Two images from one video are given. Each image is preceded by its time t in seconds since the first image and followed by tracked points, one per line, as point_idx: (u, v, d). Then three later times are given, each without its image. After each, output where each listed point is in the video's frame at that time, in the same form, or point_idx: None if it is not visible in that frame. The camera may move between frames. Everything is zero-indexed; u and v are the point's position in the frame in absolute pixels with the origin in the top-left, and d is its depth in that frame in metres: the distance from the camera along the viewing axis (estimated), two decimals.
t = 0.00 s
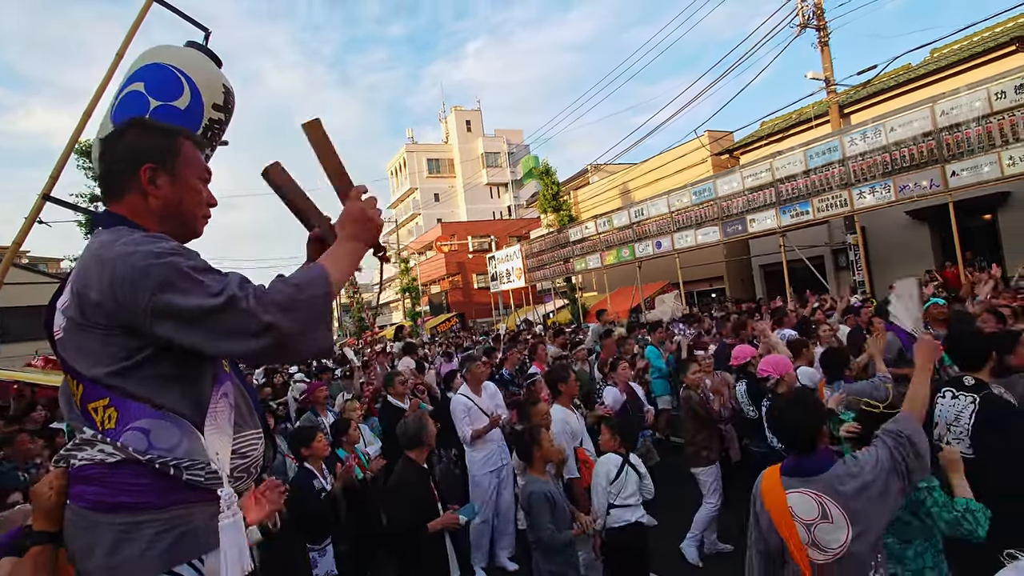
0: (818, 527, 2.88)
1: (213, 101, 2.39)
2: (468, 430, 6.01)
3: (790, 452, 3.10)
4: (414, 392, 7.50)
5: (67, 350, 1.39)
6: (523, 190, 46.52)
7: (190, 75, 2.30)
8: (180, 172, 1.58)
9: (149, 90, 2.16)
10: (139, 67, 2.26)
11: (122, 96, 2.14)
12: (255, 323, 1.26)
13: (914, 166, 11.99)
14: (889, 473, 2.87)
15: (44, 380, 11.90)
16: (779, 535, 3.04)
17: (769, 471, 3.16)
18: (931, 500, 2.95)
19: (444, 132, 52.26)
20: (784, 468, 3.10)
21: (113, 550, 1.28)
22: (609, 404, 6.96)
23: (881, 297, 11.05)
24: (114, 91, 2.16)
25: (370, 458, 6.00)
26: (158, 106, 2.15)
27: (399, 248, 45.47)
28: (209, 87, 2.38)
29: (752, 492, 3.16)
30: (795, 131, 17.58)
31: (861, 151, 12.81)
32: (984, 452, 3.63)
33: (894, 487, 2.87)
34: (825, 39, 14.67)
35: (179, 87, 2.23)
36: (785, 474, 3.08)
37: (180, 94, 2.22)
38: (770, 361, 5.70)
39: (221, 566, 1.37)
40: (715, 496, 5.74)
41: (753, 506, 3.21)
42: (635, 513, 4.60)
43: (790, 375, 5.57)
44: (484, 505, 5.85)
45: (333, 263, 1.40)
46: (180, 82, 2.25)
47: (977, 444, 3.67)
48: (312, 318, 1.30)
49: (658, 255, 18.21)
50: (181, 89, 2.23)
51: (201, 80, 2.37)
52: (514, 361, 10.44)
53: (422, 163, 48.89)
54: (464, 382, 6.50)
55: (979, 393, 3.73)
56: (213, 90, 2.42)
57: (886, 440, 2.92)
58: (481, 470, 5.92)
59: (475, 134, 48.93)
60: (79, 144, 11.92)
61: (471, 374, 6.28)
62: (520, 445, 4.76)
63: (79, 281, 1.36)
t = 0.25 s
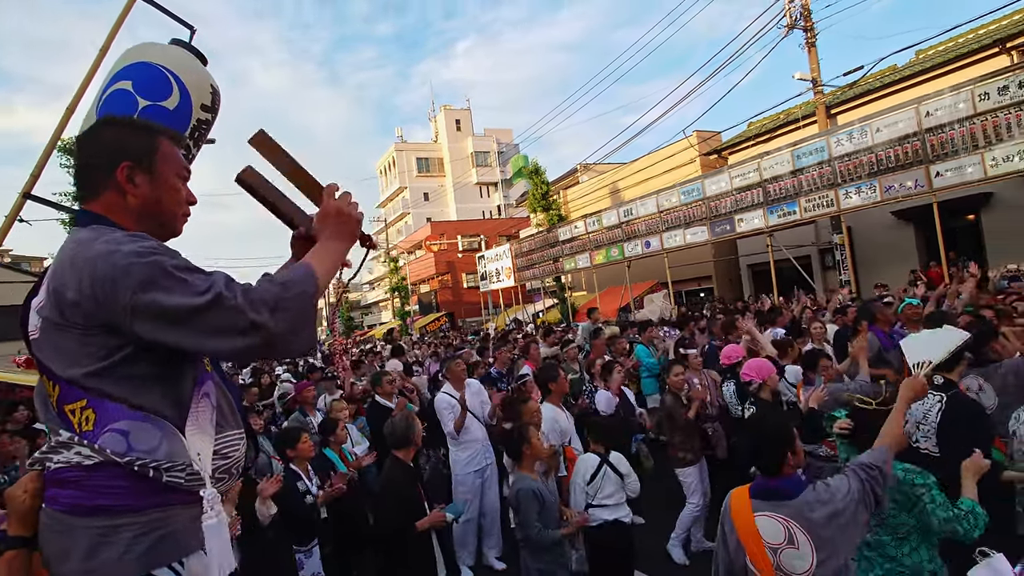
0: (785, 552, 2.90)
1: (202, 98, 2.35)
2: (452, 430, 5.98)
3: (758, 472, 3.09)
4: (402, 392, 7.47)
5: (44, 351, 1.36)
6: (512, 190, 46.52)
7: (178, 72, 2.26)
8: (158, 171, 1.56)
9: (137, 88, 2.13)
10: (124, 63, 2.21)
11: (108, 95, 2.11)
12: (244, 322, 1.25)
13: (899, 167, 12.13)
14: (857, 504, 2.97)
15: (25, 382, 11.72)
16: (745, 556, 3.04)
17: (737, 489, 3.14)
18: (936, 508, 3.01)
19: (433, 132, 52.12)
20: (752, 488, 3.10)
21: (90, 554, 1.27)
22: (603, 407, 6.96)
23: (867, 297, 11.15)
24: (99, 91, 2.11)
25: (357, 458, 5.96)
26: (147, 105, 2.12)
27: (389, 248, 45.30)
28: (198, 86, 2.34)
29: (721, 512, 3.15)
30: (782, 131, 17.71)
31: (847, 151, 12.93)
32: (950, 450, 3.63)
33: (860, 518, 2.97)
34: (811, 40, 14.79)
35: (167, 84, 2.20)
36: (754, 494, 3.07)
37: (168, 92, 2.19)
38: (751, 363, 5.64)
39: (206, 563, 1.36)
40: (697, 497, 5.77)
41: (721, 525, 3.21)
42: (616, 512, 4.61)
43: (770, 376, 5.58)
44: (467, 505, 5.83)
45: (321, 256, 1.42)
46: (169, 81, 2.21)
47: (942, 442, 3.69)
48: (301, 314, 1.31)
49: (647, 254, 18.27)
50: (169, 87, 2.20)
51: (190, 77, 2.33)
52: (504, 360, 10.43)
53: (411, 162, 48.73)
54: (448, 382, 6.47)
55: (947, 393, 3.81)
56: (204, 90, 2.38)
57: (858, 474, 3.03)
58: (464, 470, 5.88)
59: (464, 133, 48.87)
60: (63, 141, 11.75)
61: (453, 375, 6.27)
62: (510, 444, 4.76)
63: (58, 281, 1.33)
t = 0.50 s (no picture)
0: (733, 531, 2.97)
1: (180, 98, 2.33)
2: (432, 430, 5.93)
3: (715, 456, 3.19)
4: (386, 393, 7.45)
5: (8, 348, 1.34)
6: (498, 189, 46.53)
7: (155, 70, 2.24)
8: (123, 166, 1.54)
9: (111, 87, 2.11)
10: (101, 62, 2.20)
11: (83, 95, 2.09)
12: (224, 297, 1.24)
13: (878, 169, 12.32)
14: (806, 486, 2.92)
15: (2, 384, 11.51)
16: (698, 533, 3.12)
17: (694, 472, 3.21)
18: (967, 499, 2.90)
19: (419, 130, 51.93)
20: (709, 471, 3.17)
21: (57, 560, 1.27)
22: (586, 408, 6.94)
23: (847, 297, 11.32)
24: (75, 88, 2.10)
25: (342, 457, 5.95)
26: (123, 103, 2.10)
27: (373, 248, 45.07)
28: (176, 83, 2.32)
29: (678, 491, 3.23)
30: (765, 133, 17.91)
31: (828, 153, 13.10)
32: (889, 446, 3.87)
33: (811, 499, 2.92)
34: (793, 43, 14.97)
35: (143, 84, 2.18)
36: (710, 477, 3.14)
37: (144, 90, 2.17)
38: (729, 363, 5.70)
39: (180, 563, 1.37)
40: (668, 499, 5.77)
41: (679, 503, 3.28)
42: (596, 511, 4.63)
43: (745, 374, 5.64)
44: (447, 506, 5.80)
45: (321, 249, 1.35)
46: (147, 78, 2.20)
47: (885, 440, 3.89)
48: (290, 288, 1.29)
49: (631, 254, 18.38)
50: (145, 85, 2.18)
51: (168, 76, 2.31)
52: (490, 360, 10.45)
53: (397, 161, 48.54)
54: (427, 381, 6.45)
55: (897, 395, 4.17)
56: (182, 87, 2.36)
57: (807, 456, 2.95)
58: (443, 470, 5.85)
59: (450, 132, 48.78)
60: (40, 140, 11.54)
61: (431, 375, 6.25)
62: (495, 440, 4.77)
63: (22, 277, 1.31)
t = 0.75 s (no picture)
0: (684, 527, 3.03)
1: (154, 97, 2.27)
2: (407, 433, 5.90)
3: (673, 456, 3.22)
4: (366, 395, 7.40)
5: None
6: (480, 190, 46.51)
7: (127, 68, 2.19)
8: (103, 170, 1.52)
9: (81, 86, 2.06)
10: (73, 62, 2.15)
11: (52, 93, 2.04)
12: (197, 304, 1.23)
13: (854, 171, 12.54)
14: (754, 489, 2.95)
15: None
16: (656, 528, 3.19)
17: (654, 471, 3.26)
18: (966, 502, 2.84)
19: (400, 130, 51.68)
20: (666, 471, 3.21)
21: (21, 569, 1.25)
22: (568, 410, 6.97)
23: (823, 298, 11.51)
24: (45, 88, 2.04)
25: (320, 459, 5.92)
26: (93, 101, 2.05)
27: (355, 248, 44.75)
28: (148, 81, 2.26)
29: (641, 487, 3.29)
30: (743, 135, 18.13)
31: (805, 155, 13.29)
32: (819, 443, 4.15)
33: (757, 503, 2.93)
34: (771, 46, 15.17)
35: (116, 82, 2.13)
36: (667, 475, 3.19)
37: (117, 89, 2.12)
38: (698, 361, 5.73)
39: (154, 567, 1.40)
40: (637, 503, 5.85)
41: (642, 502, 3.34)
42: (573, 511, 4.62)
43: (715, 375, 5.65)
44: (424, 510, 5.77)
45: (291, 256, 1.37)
46: (118, 77, 2.14)
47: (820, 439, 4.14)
48: (264, 299, 1.28)
49: (613, 255, 18.49)
50: (116, 84, 2.13)
51: (141, 73, 2.25)
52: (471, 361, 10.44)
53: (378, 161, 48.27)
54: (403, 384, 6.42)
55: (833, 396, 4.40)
56: (155, 86, 2.30)
57: (757, 461, 2.98)
58: (419, 472, 5.83)
59: (432, 132, 48.63)
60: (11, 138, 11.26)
61: (407, 377, 6.21)
62: (475, 439, 4.77)
63: None
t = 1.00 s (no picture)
0: (651, 528, 3.08)
1: (119, 98, 2.25)
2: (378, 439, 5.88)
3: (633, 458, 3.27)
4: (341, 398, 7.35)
5: None
6: (458, 191, 46.45)
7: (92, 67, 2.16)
8: (71, 172, 1.49)
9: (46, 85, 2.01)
10: (34, 58, 2.10)
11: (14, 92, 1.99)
12: (151, 335, 1.24)
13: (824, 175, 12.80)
14: (714, 481, 2.99)
15: None
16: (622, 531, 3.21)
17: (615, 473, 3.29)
18: (928, 512, 2.93)
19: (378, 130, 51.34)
20: (628, 474, 3.25)
21: None
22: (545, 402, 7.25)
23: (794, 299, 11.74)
24: (4, 88, 1.99)
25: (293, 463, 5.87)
26: (59, 102, 2.01)
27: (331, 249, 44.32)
28: (114, 81, 2.23)
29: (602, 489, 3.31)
30: (718, 138, 18.40)
31: (777, 159, 13.53)
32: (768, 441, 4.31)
33: (717, 494, 2.98)
34: (745, 51, 15.42)
35: (81, 82, 2.09)
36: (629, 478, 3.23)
37: (83, 90, 2.09)
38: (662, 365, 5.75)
39: None
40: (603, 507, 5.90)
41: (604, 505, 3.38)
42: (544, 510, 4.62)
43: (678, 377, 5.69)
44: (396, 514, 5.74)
45: (230, 276, 1.40)
46: (83, 76, 2.11)
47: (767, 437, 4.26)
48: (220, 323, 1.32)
49: (590, 256, 18.61)
50: (83, 84, 2.09)
51: (106, 73, 2.22)
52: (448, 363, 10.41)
53: (355, 162, 47.90)
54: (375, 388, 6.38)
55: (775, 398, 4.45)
56: (121, 87, 2.28)
57: (715, 452, 3.03)
58: (391, 476, 5.80)
59: (410, 133, 48.41)
60: None
61: (379, 381, 6.18)
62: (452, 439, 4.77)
63: None
